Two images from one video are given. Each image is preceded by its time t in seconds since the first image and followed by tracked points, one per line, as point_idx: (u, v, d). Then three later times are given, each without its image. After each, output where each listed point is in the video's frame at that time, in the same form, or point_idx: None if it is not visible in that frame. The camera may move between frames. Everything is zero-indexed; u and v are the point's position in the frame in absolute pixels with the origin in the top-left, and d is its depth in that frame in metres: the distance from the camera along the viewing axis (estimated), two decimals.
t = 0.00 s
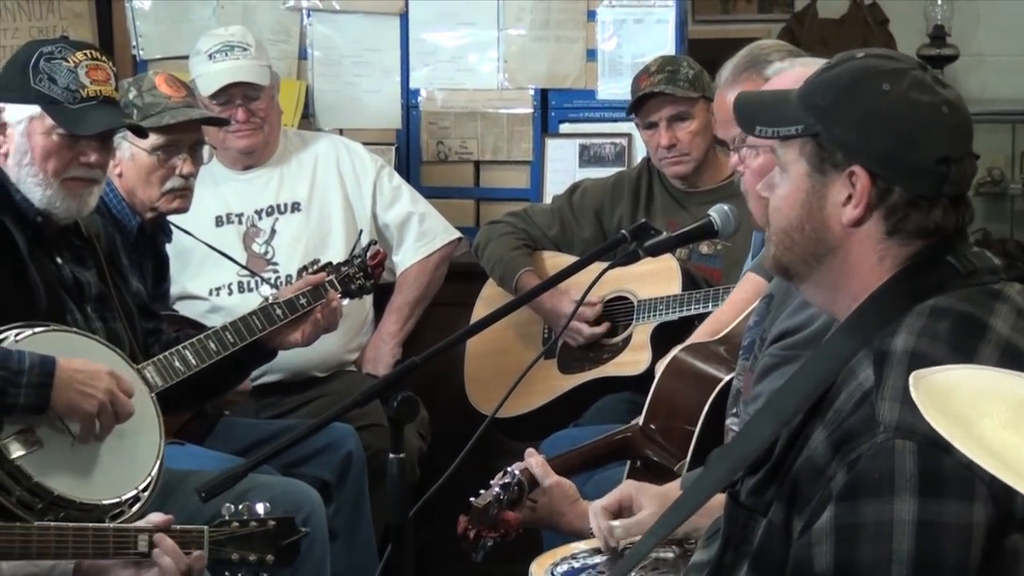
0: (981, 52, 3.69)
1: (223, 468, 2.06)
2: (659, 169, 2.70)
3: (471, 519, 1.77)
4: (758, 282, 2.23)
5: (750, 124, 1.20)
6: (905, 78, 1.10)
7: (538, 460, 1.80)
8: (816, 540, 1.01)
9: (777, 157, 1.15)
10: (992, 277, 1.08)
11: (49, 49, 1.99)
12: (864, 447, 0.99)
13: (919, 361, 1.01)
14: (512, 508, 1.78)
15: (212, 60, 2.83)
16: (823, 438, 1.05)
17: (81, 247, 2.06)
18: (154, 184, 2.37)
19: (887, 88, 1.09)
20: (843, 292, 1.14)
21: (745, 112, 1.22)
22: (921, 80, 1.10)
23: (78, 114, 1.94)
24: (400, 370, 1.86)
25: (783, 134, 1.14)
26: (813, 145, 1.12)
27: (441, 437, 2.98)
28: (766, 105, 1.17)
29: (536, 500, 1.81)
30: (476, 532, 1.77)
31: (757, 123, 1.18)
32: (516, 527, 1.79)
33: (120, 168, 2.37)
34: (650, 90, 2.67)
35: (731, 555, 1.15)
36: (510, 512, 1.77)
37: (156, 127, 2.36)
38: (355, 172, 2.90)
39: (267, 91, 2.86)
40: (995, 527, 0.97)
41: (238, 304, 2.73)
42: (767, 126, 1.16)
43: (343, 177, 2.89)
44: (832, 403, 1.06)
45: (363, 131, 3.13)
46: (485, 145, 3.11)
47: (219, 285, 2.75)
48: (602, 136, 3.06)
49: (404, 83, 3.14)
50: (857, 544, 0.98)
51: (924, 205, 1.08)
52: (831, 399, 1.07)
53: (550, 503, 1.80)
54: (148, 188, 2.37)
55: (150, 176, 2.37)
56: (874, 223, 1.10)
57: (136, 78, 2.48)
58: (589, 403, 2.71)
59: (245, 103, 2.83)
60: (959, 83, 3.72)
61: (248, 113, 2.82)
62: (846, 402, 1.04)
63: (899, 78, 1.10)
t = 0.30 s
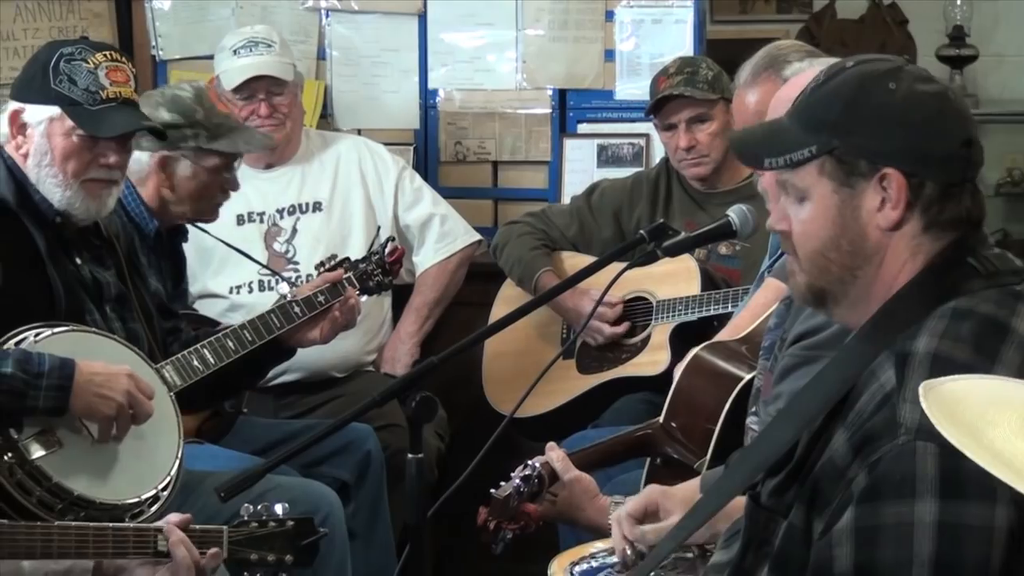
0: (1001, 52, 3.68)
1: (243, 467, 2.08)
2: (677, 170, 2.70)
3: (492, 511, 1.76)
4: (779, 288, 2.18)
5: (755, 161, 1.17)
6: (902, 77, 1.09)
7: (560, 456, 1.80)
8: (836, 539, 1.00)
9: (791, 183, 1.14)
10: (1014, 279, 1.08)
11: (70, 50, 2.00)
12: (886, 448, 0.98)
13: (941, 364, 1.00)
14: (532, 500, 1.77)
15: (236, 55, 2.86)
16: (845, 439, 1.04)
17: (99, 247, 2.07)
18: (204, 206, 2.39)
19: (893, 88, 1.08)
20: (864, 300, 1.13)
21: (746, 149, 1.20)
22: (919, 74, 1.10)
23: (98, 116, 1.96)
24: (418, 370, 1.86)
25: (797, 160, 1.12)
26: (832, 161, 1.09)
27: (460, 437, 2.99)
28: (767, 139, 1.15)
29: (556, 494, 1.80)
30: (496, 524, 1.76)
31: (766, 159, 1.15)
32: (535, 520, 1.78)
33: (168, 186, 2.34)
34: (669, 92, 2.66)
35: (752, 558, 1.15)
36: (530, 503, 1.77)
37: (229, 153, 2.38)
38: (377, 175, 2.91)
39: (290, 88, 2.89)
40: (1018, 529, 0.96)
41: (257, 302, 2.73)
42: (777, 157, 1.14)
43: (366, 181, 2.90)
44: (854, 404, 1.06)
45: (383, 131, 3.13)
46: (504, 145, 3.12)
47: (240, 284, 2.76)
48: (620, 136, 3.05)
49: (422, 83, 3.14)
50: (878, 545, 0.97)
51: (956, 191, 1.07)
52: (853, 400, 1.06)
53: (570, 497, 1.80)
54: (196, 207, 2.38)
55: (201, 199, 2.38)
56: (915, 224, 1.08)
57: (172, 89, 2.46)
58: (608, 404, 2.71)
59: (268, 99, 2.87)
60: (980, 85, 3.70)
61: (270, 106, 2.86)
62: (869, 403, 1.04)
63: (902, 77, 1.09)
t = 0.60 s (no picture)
0: None
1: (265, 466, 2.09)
2: (699, 170, 2.69)
3: (512, 512, 1.77)
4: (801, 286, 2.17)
5: (773, 162, 1.15)
6: (919, 72, 1.10)
7: (581, 456, 1.79)
8: (859, 541, 0.99)
9: (813, 184, 1.12)
10: None
11: (93, 52, 2.01)
12: (908, 450, 0.97)
13: (964, 365, 0.99)
14: (552, 501, 1.77)
15: (262, 48, 2.89)
16: (867, 440, 1.03)
17: (121, 246, 2.09)
18: (242, 230, 2.41)
19: (916, 80, 1.08)
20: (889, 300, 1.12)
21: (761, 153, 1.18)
22: (934, 69, 1.11)
23: (122, 118, 1.97)
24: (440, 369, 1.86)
25: (821, 159, 1.10)
26: (859, 156, 1.08)
27: (481, 438, 2.99)
28: (788, 140, 1.13)
29: (577, 495, 1.81)
30: (516, 526, 1.76)
31: (790, 158, 1.13)
32: (555, 521, 1.79)
33: (217, 209, 2.35)
34: (693, 91, 2.65)
35: (773, 558, 1.15)
36: (551, 505, 1.77)
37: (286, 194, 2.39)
38: (402, 177, 2.92)
39: (318, 80, 2.92)
40: None
41: (281, 301, 2.75)
42: (798, 157, 1.12)
43: (391, 183, 2.90)
44: (876, 405, 1.05)
45: (403, 131, 3.13)
46: (525, 145, 3.11)
47: (263, 281, 2.77)
48: (640, 137, 3.05)
49: (443, 83, 3.13)
50: (901, 547, 0.96)
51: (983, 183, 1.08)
52: (874, 401, 1.06)
53: (591, 499, 1.80)
54: (236, 231, 2.41)
55: (242, 226, 2.40)
56: (942, 216, 1.07)
57: (244, 116, 2.39)
58: (628, 404, 2.71)
59: (294, 89, 2.90)
60: (1003, 85, 3.68)
61: (296, 97, 2.89)
62: (890, 405, 1.03)
63: (919, 72, 1.10)
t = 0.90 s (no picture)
0: None
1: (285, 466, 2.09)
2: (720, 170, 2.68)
3: (533, 513, 1.76)
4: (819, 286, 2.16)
5: (785, 174, 1.14)
6: (923, 75, 1.10)
7: (602, 456, 1.78)
8: (875, 542, 0.98)
9: (827, 195, 1.12)
10: None
11: (116, 52, 2.04)
12: (925, 451, 0.97)
13: (983, 367, 0.98)
14: (574, 502, 1.77)
15: (287, 44, 2.90)
16: (886, 443, 1.03)
17: (141, 246, 2.10)
18: (262, 234, 2.42)
19: (921, 84, 1.09)
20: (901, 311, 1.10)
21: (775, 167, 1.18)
22: (938, 71, 1.11)
23: (144, 118, 1.99)
24: (461, 369, 1.86)
25: (831, 169, 1.10)
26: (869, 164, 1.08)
27: (502, 438, 2.99)
28: (797, 152, 1.13)
29: (598, 496, 1.80)
30: (537, 527, 1.77)
31: (801, 171, 1.12)
32: (577, 523, 1.79)
33: (237, 212, 2.36)
34: (714, 91, 2.65)
35: (794, 561, 1.14)
36: (572, 506, 1.77)
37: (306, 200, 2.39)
38: (426, 177, 2.92)
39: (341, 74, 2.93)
40: None
41: (303, 299, 2.76)
42: (807, 170, 1.12)
43: (414, 184, 2.91)
44: (896, 407, 1.04)
45: (424, 131, 3.12)
46: (545, 146, 3.11)
47: (285, 279, 2.78)
48: (661, 137, 3.05)
49: (464, 83, 3.13)
50: (917, 548, 0.95)
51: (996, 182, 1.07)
52: (894, 403, 1.05)
53: (612, 500, 1.79)
54: (256, 233, 2.41)
55: (262, 229, 2.40)
56: (955, 221, 1.06)
57: (266, 118, 2.39)
58: (648, 404, 2.70)
59: (317, 82, 2.90)
60: None
61: (318, 91, 2.90)
62: (909, 407, 1.02)
63: (926, 75, 1.10)
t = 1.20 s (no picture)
0: None
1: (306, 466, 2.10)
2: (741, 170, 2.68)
3: (550, 513, 1.79)
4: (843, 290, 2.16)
5: (805, 174, 1.15)
6: (944, 75, 1.10)
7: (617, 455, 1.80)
8: (896, 543, 0.98)
9: (848, 193, 1.12)
10: None
11: (139, 53, 2.05)
12: (949, 453, 0.96)
13: (1007, 368, 0.98)
14: (591, 503, 1.80)
15: (307, 45, 2.91)
16: (908, 444, 1.02)
17: (162, 245, 2.11)
18: (283, 235, 2.43)
19: (940, 83, 1.09)
20: (925, 311, 1.10)
21: (795, 169, 1.18)
22: (958, 70, 1.11)
23: (165, 120, 2.00)
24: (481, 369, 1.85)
25: (849, 169, 1.11)
26: (885, 165, 1.08)
27: (522, 438, 3.00)
28: (815, 153, 1.14)
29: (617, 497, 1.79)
30: (555, 526, 1.79)
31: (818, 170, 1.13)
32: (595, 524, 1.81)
33: (258, 213, 2.37)
34: (735, 91, 2.64)
35: (815, 560, 1.15)
36: (590, 506, 1.80)
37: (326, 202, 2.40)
38: (447, 177, 2.93)
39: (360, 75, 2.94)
40: None
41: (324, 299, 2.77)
42: (827, 169, 1.12)
43: (434, 184, 2.91)
44: (917, 409, 1.03)
45: (443, 131, 3.13)
46: (565, 146, 3.12)
47: (306, 279, 2.79)
48: (682, 137, 3.06)
49: (484, 83, 3.14)
50: (939, 548, 0.95)
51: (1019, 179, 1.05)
52: (916, 404, 1.04)
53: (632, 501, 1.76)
54: (276, 235, 2.42)
55: (283, 231, 2.41)
56: (978, 216, 1.06)
57: (287, 120, 2.41)
58: (668, 404, 2.70)
59: (338, 82, 2.91)
60: None
61: (339, 92, 2.90)
62: (932, 409, 1.01)
63: (945, 75, 1.10)
